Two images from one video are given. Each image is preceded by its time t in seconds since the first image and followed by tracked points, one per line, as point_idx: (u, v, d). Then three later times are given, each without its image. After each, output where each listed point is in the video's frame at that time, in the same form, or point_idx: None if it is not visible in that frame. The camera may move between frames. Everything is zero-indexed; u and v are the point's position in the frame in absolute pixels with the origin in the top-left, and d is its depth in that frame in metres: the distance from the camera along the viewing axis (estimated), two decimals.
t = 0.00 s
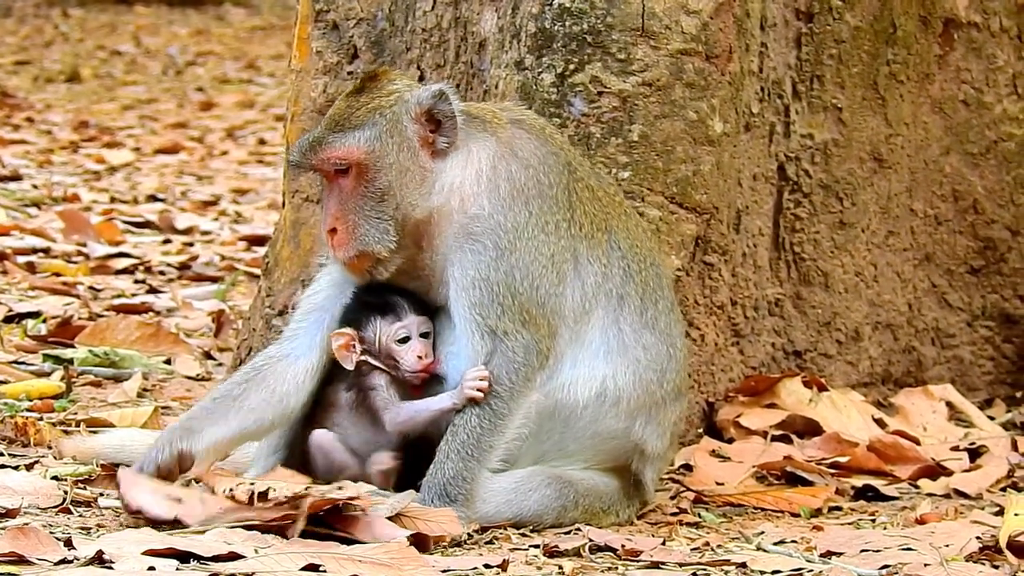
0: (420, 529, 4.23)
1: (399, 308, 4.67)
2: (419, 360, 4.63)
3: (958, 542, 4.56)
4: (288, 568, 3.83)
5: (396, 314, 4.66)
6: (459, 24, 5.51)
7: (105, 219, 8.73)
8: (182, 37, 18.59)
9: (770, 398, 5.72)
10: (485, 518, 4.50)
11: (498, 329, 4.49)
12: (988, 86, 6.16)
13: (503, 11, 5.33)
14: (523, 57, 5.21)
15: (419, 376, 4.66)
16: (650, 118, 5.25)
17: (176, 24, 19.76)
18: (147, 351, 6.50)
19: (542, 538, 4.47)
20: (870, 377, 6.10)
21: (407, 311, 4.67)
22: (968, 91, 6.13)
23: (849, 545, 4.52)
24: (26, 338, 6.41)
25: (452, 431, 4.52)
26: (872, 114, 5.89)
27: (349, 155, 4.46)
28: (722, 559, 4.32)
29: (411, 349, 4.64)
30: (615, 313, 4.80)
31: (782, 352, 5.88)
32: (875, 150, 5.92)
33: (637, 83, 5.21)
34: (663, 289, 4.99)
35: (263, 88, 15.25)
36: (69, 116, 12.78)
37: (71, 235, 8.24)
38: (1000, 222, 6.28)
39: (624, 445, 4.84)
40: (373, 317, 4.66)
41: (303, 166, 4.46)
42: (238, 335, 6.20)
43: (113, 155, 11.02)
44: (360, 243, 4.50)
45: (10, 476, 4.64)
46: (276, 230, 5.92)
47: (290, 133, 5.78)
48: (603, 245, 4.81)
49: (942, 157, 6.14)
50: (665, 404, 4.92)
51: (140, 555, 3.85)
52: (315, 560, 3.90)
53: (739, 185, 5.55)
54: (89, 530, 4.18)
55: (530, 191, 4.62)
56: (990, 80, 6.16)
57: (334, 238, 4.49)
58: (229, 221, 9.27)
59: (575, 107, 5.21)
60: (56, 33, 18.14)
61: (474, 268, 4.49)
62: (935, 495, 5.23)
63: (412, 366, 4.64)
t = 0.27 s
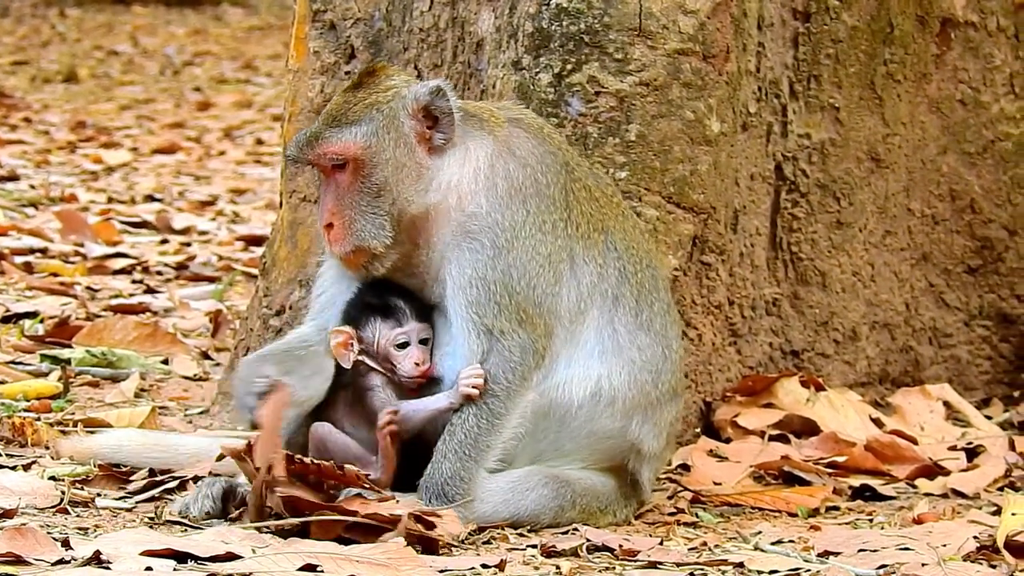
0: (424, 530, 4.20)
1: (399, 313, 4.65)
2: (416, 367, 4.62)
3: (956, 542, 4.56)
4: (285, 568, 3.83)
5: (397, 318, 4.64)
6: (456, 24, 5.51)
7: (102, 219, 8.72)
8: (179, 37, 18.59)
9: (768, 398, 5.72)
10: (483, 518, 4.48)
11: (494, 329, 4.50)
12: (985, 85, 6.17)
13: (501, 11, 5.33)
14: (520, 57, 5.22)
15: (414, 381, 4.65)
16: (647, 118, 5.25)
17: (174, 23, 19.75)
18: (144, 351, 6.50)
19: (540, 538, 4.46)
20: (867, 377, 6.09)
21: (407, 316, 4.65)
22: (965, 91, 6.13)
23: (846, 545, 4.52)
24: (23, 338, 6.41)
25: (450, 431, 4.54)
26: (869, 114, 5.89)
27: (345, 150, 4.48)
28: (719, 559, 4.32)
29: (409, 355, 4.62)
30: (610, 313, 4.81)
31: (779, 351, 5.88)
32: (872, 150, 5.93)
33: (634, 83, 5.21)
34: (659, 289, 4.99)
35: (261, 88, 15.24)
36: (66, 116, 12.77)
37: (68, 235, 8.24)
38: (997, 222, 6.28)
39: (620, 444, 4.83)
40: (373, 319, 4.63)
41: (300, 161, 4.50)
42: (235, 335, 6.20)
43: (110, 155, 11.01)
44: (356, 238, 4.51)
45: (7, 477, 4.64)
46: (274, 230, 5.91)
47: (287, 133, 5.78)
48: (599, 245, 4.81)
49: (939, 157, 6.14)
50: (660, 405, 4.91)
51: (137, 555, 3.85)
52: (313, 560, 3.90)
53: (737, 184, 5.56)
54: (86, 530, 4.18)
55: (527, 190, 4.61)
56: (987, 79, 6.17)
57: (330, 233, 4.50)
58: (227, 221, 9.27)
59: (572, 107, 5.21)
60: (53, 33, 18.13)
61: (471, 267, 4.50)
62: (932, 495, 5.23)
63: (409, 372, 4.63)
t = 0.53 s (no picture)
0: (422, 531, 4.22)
1: (401, 314, 4.63)
2: (415, 370, 4.60)
3: (955, 542, 4.56)
4: (284, 570, 3.83)
5: (398, 320, 4.62)
6: (454, 26, 5.51)
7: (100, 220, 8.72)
8: (176, 38, 18.59)
9: (766, 398, 5.71)
10: (481, 519, 4.48)
11: (496, 330, 4.50)
12: (983, 86, 6.17)
13: (498, 12, 5.33)
14: (518, 58, 5.23)
15: (412, 383, 4.63)
16: (645, 119, 5.25)
17: (170, 24, 19.75)
18: (142, 352, 6.50)
19: (539, 539, 4.46)
20: (866, 377, 6.09)
21: (407, 318, 4.63)
22: (963, 91, 6.13)
23: (845, 545, 4.52)
24: (21, 339, 6.41)
25: (450, 432, 4.53)
26: (867, 114, 5.89)
27: (357, 152, 4.45)
28: (718, 559, 4.32)
29: (407, 357, 4.61)
30: (611, 316, 4.81)
31: (778, 352, 5.88)
32: (870, 150, 5.93)
33: (632, 84, 5.21)
34: (660, 293, 4.99)
35: (258, 89, 15.24)
36: (63, 117, 12.76)
37: (66, 236, 8.24)
38: (995, 222, 6.29)
39: (620, 446, 4.83)
40: (376, 319, 4.60)
41: (310, 163, 4.45)
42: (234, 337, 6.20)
43: (107, 156, 11.01)
44: (368, 241, 4.48)
45: (6, 479, 4.64)
46: (272, 232, 5.91)
47: (285, 134, 5.78)
48: (602, 248, 4.81)
49: (937, 157, 6.15)
50: (660, 408, 4.92)
51: (137, 557, 3.84)
52: (311, 561, 3.91)
53: (735, 185, 5.56)
54: (85, 531, 4.18)
55: (532, 193, 4.63)
56: (985, 80, 6.17)
57: (340, 235, 4.46)
58: (224, 222, 9.27)
59: (570, 108, 5.21)
60: (50, 34, 18.12)
61: (475, 269, 4.50)
62: (931, 495, 5.23)
63: (408, 374, 4.61)
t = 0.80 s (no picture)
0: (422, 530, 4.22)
1: (400, 316, 4.63)
2: (410, 372, 4.61)
3: (952, 541, 4.56)
4: (282, 569, 3.83)
5: (396, 322, 4.63)
6: (452, 26, 5.51)
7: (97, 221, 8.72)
8: (173, 38, 18.59)
9: (763, 398, 5.70)
10: (479, 519, 4.48)
11: (494, 330, 4.50)
12: (980, 85, 6.17)
13: (496, 13, 5.35)
14: (516, 58, 5.23)
15: (408, 385, 4.64)
16: (643, 119, 5.25)
17: (167, 24, 19.75)
18: (140, 352, 6.50)
19: (536, 538, 4.46)
20: (863, 377, 6.09)
21: (406, 320, 4.63)
22: (960, 91, 6.13)
23: (843, 545, 4.53)
24: (19, 340, 6.41)
25: (449, 431, 4.55)
26: (864, 114, 5.89)
27: (358, 156, 4.45)
28: (716, 559, 4.32)
29: (404, 359, 4.62)
30: (609, 316, 4.81)
31: (775, 352, 5.88)
32: (867, 150, 5.93)
33: (629, 83, 5.22)
34: (658, 294, 4.99)
35: (255, 89, 15.24)
36: (60, 118, 12.77)
37: (63, 236, 8.24)
38: (992, 222, 6.29)
39: (618, 446, 4.83)
40: (373, 320, 4.61)
41: (312, 168, 4.45)
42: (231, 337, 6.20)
43: (104, 157, 11.01)
44: (372, 244, 4.49)
45: (4, 479, 4.64)
46: (269, 232, 5.91)
47: (283, 134, 5.78)
48: (600, 248, 4.81)
49: (934, 157, 6.15)
50: (658, 408, 4.91)
51: (134, 557, 3.84)
52: (309, 561, 3.90)
53: (732, 185, 5.56)
54: (83, 532, 4.18)
55: (531, 193, 4.63)
56: (982, 79, 6.17)
57: (344, 239, 4.47)
58: (222, 222, 9.27)
59: (567, 108, 5.21)
60: (46, 34, 18.12)
61: (473, 268, 4.50)
62: (929, 494, 5.23)
63: (403, 376, 4.62)
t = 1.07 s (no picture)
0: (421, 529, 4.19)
1: (404, 312, 4.65)
2: (418, 366, 4.60)
3: (950, 539, 4.56)
4: (280, 564, 3.82)
5: (401, 318, 4.64)
6: (450, 22, 5.51)
7: (96, 218, 8.72)
8: (172, 37, 18.60)
9: (762, 395, 5.71)
10: (477, 516, 4.47)
11: (495, 326, 4.49)
12: (979, 83, 6.17)
13: (494, 9, 5.34)
14: (514, 54, 5.23)
15: (416, 381, 4.63)
16: (641, 116, 5.25)
17: (166, 23, 19.76)
18: (138, 349, 6.50)
19: (534, 535, 4.45)
20: (862, 374, 6.09)
21: (411, 316, 4.64)
22: (959, 88, 6.13)
23: (841, 542, 4.52)
24: (17, 336, 6.41)
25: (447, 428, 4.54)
26: (863, 111, 5.89)
27: (358, 154, 4.45)
28: (714, 555, 4.32)
29: (411, 354, 4.61)
30: (609, 314, 4.81)
31: (773, 349, 5.88)
32: (866, 147, 5.93)
33: (628, 80, 5.22)
34: (658, 291, 4.99)
35: (253, 88, 15.24)
36: (60, 116, 12.77)
37: (62, 234, 8.24)
38: (991, 219, 6.28)
39: (618, 443, 4.82)
40: (378, 316, 4.63)
41: (312, 166, 4.45)
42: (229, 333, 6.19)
43: (104, 155, 11.01)
44: (373, 242, 4.49)
45: (1, 473, 4.63)
46: (267, 228, 5.92)
47: (282, 130, 5.79)
48: (600, 245, 4.81)
49: (933, 154, 6.15)
50: (658, 405, 4.91)
51: (133, 552, 3.84)
52: (307, 557, 3.90)
53: (731, 181, 5.56)
54: (81, 527, 4.17)
55: (532, 189, 4.63)
56: (981, 77, 6.17)
57: (344, 237, 4.47)
58: (220, 219, 9.27)
59: (566, 105, 5.21)
60: (46, 32, 18.12)
61: (474, 264, 4.51)
62: (928, 492, 5.23)
63: (410, 371, 4.61)
